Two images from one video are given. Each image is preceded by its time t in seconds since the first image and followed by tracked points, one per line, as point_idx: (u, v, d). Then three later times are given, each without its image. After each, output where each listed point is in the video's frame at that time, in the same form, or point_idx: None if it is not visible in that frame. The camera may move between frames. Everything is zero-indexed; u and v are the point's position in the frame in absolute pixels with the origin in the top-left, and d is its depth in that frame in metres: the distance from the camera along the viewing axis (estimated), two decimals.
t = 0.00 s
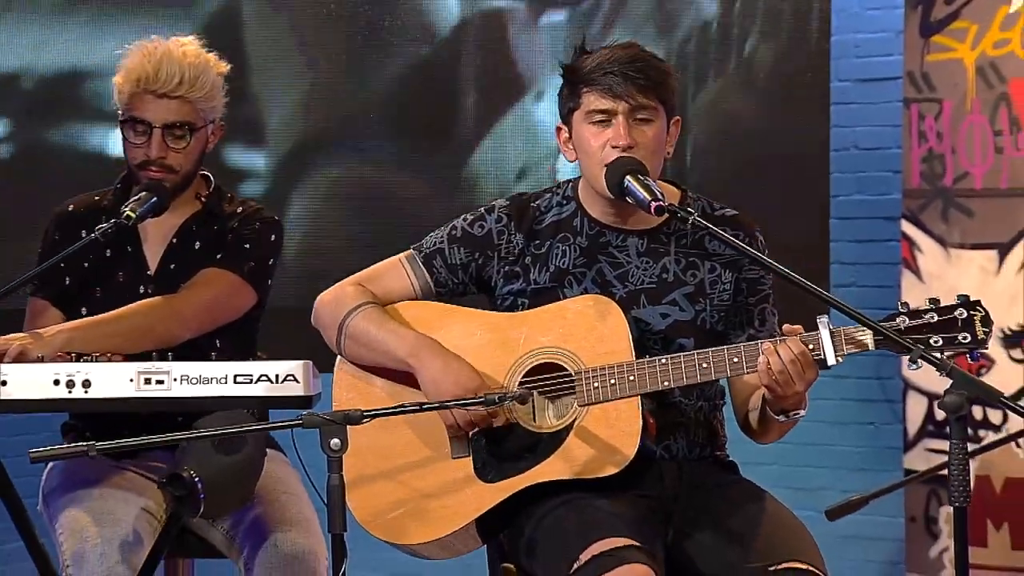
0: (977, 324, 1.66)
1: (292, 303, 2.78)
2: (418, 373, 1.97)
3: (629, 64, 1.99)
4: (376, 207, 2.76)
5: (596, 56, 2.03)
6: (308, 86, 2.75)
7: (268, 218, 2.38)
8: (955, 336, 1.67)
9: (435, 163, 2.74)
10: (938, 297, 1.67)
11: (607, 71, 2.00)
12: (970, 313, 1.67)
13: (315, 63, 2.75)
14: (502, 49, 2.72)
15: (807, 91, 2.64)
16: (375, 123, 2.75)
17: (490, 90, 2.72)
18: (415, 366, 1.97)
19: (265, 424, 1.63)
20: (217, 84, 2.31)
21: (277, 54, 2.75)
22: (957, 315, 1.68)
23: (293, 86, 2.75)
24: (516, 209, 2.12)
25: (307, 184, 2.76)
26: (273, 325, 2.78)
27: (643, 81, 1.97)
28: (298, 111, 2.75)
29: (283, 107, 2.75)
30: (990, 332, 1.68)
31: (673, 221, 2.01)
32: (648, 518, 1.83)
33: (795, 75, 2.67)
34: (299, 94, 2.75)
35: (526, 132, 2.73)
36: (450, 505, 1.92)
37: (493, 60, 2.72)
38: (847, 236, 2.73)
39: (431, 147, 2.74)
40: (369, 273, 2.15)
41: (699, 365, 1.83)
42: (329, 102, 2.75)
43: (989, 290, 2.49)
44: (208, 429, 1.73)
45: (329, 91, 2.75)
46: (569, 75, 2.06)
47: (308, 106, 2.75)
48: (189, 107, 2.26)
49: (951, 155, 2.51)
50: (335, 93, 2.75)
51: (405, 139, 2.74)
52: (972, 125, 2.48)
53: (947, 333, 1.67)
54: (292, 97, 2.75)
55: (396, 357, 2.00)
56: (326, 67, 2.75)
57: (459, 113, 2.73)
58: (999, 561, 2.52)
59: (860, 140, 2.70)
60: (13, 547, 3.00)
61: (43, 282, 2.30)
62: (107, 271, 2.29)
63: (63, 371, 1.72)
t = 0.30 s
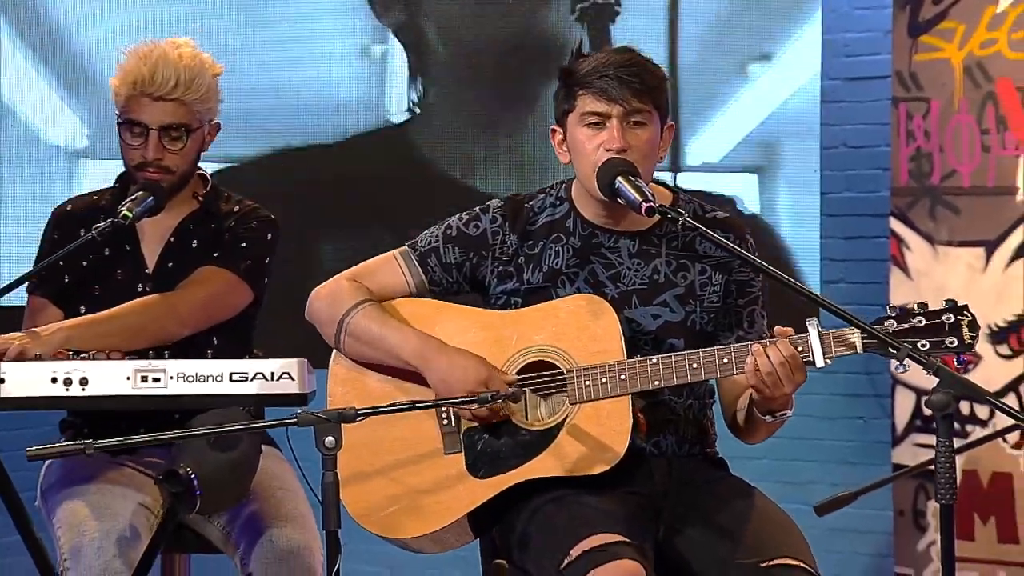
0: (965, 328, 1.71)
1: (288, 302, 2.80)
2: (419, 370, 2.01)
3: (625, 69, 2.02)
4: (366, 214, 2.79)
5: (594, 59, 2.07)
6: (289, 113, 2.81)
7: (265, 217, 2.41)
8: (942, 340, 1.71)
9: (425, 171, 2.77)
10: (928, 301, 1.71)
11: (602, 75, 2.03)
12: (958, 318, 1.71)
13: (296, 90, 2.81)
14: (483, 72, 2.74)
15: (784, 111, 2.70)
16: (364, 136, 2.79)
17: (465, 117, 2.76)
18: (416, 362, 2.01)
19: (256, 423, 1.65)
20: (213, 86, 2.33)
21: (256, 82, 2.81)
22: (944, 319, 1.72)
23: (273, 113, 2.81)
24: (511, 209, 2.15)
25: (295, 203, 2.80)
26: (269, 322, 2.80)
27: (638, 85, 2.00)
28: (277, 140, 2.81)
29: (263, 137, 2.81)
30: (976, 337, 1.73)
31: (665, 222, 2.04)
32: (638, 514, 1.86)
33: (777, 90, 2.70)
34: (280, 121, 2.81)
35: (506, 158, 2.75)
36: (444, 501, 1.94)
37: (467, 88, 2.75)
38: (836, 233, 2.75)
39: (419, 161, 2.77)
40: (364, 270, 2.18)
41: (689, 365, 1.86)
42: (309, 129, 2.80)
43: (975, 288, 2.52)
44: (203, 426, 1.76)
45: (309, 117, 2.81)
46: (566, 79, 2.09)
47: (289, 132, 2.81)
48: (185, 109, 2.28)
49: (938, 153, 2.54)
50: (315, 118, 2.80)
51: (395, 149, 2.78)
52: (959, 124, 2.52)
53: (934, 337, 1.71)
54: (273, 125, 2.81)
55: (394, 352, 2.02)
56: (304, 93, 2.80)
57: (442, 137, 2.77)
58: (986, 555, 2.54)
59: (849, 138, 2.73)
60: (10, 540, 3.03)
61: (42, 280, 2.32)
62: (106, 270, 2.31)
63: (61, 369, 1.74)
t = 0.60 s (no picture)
0: (948, 330, 1.73)
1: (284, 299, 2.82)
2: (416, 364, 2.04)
3: (616, 70, 2.05)
4: (337, 218, 2.75)
5: (585, 60, 2.10)
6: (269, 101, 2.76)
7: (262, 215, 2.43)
8: (926, 342, 1.74)
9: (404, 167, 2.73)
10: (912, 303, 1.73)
11: (593, 76, 2.06)
12: (942, 319, 1.73)
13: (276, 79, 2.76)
14: (467, 70, 2.70)
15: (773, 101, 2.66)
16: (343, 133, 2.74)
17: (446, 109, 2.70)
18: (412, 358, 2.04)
19: (254, 420, 1.70)
20: (221, 85, 2.36)
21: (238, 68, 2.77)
22: (929, 321, 1.74)
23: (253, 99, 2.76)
24: (505, 208, 2.18)
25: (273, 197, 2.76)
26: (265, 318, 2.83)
27: (628, 86, 2.03)
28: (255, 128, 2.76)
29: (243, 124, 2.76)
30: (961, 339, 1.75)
31: (655, 222, 2.07)
32: (628, 509, 1.90)
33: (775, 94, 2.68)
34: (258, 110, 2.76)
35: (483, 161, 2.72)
36: (437, 497, 1.98)
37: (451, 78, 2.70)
38: (824, 229, 2.78)
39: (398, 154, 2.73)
40: (358, 266, 2.20)
41: (678, 364, 1.89)
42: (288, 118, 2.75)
43: (961, 284, 2.56)
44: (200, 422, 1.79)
45: (274, 119, 2.76)
46: (558, 80, 2.12)
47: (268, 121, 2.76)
48: (191, 105, 2.30)
49: (925, 151, 2.58)
50: (295, 108, 2.75)
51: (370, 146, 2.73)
52: (945, 122, 2.55)
53: (918, 339, 1.73)
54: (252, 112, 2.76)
55: (391, 346, 2.05)
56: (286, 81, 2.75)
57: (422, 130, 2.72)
58: (970, 546, 2.59)
59: (837, 136, 2.76)
60: (7, 532, 3.05)
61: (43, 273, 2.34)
62: (108, 263, 2.32)
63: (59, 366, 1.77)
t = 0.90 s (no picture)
0: (927, 324, 1.77)
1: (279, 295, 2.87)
2: (411, 353, 2.08)
3: (601, 71, 2.09)
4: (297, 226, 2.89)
5: (571, 61, 2.13)
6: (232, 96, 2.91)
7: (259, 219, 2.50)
8: (907, 335, 1.77)
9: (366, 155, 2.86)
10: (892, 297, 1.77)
11: (578, 77, 2.09)
12: (920, 313, 1.77)
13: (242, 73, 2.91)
14: (419, 60, 2.84)
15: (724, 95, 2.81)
16: (290, 144, 2.88)
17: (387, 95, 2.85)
18: (410, 348, 2.08)
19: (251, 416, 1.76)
20: (235, 101, 2.42)
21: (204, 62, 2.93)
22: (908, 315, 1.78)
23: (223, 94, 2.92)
24: (494, 206, 2.22)
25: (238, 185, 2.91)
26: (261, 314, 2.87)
27: (613, 86, 2.07)
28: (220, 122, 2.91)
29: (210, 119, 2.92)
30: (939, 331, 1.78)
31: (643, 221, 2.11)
32: (615, 503, 1.94)
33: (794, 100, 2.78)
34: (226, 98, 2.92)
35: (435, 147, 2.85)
36: (428, 491, 2.02)
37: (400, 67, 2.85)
38: (811, 225, 2.82)
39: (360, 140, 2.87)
40: (350, 264, 2.25)
41: (662, 359, 1.93)
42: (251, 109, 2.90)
43: (944, 278, 2.61)
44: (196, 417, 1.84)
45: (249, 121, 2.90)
46: (544, 81, 2.15)
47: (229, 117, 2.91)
48: (204, 122, 2.37)
49: (908, 148, 2.62)
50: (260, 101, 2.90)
51: (327, 131, 2.87)
52: (928, 120, 2.60)
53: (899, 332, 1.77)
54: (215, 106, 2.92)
55: (384, 338, 2.10)
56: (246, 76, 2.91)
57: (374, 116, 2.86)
58: (953, 536, 2.63)
59: (822, 133, 2.80)
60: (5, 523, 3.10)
61: (46, 273, 2.38)
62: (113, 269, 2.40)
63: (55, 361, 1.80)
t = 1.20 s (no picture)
0: (909, 320, 1.79)
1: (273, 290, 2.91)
2: (389, 344, 2.10)
3: (588, 69, 2.12)
4: (318, 217, 3.05)
5: (558, 61, 2.17)
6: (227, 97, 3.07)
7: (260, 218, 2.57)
8: (888, 332, 1.79)
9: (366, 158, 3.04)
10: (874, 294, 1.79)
11: (567, 76, 2.12)
12: (902, 310, 1.79)
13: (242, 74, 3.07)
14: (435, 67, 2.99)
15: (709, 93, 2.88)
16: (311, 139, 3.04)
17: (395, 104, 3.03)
18: (384, 338, 2.11)
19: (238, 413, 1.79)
20: (241, 103, 2.47)
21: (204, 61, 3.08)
22: (889, 312, 1.80)
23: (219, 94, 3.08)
24: (481, 204, 2.26)
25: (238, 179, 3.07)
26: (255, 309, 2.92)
27: (601, 84, 2.10)
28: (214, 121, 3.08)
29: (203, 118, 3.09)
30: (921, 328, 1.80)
31: (628, 218, 2.14)
32: (601, 497, 1.97)
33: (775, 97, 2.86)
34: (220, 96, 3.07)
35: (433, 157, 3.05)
36: (417, 486, 2.06)
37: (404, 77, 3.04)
38: (795, 220, 2.85)
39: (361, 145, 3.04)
40: (341, 262, 2.28)
41: (648, 356, 1.97)
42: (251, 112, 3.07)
43: (926, 272, 2.65)
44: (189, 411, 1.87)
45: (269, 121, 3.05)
46: (532, 81, 2.19)
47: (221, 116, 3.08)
48: (213, 124, 2.40)
49: (891, 145, 2.68)
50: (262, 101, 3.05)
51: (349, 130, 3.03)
52: (911, 117, 2.64)
53: (880, 329, 1.79)
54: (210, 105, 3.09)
55: (366, 332, 2.12)
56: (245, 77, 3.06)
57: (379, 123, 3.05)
58: (934, 526, 2.68)
59: (807, 129, 2.83)
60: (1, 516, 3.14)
61: (50, 270, 2.43)
62: (122, 263, 2.45)
63: (50, 357, 1.83)
